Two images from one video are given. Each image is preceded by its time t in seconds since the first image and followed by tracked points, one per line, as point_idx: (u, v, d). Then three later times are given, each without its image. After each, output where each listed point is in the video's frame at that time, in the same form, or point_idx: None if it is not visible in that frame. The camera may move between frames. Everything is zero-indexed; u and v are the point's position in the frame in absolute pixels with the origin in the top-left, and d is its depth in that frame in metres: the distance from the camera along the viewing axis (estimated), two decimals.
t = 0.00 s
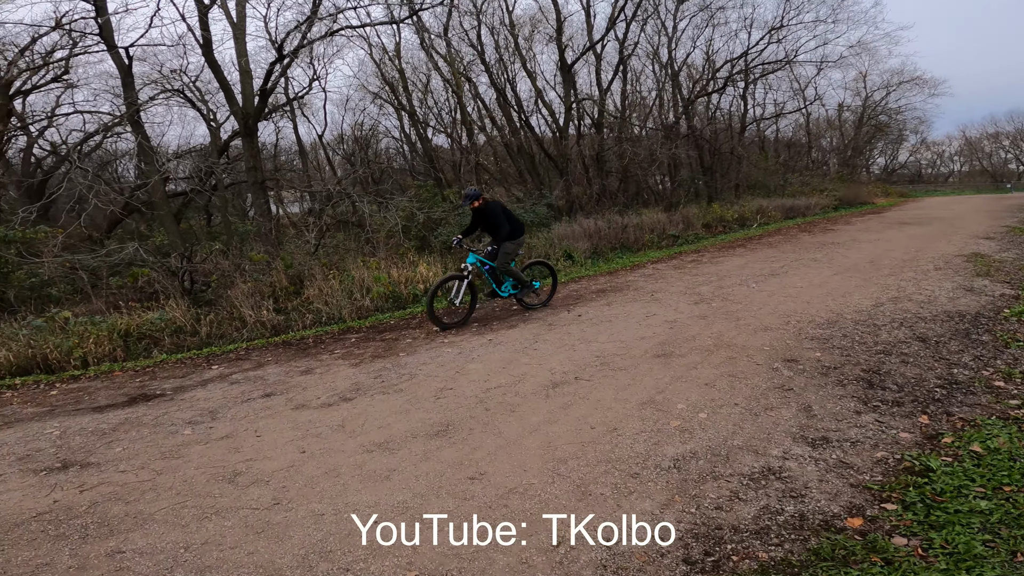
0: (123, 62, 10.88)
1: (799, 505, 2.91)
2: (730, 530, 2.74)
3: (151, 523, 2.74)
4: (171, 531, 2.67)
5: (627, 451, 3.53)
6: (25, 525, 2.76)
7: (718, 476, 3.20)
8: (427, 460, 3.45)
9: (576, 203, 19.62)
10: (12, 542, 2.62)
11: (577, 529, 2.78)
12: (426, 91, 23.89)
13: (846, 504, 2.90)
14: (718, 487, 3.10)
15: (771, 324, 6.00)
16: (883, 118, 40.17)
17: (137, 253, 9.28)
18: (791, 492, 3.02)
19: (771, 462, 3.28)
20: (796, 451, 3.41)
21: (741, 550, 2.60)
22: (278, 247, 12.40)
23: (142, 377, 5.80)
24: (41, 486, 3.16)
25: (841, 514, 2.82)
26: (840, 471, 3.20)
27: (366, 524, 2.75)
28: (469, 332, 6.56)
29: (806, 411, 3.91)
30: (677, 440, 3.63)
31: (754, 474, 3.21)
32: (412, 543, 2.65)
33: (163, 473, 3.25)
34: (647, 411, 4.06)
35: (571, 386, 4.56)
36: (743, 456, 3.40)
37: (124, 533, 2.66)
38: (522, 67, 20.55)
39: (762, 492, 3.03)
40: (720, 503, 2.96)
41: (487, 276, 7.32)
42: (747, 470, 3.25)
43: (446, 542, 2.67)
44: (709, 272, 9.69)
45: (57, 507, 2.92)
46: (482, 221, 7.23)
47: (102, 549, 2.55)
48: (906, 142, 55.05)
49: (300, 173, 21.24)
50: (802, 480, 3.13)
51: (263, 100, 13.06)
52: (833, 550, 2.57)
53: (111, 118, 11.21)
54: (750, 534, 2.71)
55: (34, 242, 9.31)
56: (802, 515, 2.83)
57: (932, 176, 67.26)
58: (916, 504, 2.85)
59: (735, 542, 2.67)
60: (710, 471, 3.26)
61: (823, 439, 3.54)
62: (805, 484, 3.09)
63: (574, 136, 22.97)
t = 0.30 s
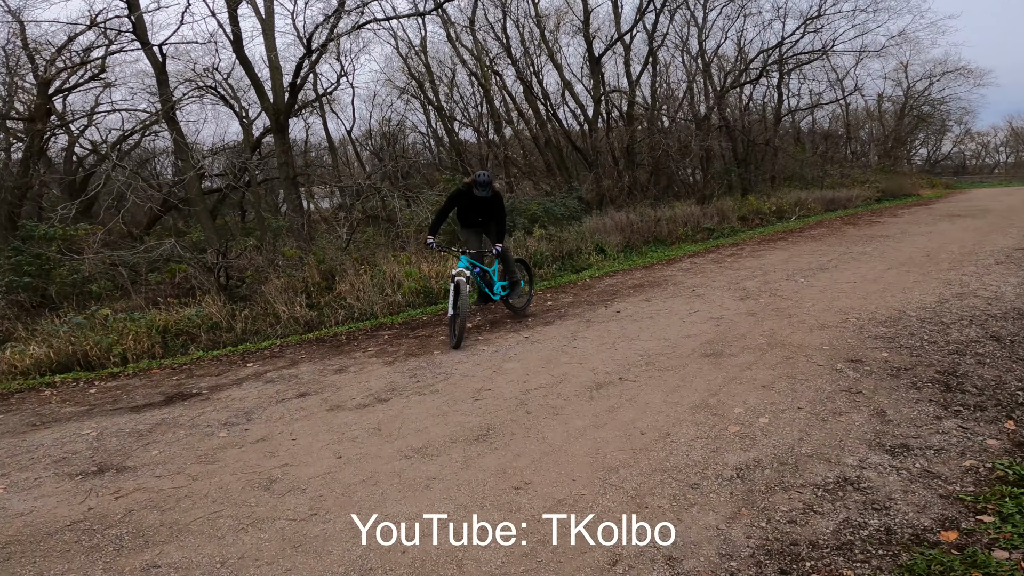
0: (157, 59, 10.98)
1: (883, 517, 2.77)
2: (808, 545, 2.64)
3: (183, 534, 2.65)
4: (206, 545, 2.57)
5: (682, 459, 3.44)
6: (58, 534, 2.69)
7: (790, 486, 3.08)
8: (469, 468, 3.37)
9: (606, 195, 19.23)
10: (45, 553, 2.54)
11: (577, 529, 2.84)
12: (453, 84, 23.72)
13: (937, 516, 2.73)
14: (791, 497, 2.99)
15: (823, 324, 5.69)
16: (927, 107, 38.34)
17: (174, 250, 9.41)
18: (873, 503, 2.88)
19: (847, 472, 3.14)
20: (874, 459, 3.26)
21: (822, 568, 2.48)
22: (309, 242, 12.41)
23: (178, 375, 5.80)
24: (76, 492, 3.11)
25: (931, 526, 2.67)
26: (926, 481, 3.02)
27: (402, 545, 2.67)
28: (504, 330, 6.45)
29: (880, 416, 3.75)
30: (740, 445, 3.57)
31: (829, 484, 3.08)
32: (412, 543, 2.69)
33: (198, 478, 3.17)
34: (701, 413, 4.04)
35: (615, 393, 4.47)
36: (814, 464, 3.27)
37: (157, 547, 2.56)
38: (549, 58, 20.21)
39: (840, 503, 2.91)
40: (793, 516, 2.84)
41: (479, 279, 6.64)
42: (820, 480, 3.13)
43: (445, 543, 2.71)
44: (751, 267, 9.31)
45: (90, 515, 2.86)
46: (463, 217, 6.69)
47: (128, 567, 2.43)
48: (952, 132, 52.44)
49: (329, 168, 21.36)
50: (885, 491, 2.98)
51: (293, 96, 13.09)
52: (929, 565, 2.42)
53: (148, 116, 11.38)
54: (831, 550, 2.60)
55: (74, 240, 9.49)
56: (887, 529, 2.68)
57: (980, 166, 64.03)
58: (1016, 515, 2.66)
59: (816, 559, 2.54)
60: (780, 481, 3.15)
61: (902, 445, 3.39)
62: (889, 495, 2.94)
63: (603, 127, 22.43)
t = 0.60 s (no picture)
0: (194, 58, 11.17)
1: (960, 520, 2.69)
2: (880, 548, 2.58)
3: (224, 535, 2.61)
4: (251, 546, 2.54)
5: (736, 461, 3.39)
6: (105, 534, 2.69)
7: (857, 489, 3.01)
8: (515, 468, 3.34)
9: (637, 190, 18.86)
10: (92, 555, 2.52)
11: (577, 529, 2.81)
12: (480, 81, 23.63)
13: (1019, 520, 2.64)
14: (858, 501, 2.92)
15: (875, 322, 5.45)
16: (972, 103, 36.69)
17: (212, 247, 9.59)
18: (949, 506, 2.80)
19: (918, 475, 3.05)
20: (946, 462, 3.15)
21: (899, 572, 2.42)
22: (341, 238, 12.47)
23: (218, 370, 5.87)
24: (123, 489, 3.12)
25: (1014, 531, 2.58)
26: (1004, 484, 2.92)
27: (452, 545, 2.64)
28: (540, 327, 6.41)
29: (949, 418, 3.60)
30: (802, 448, 3.47)
31: (901, 487, 2.99)
32: (411, 543, 2.63)
33: (241, 477, 3.14)
34: (752, 412, 3.96)
35: (659, 395, 4.32)
36: (882, 467, 3.18)
37: (203, 548, 2.53)
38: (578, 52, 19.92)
39: (914, 507, 2.83)
40: (863, 519, 2.78)
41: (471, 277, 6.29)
42: (890, 483, 3.04)
43: (446, 542, 2.66)
44: (793, 263, 9.00)
45: (136, 514, 2.84)
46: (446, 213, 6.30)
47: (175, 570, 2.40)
48: (998, 128, 50.09)
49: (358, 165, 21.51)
50: (961, 494, 2.89)
51: (325, 93, 13.18)
52: (1012, 568, 2.34)
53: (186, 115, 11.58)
54: (907, 553, 2.53)
55: (117, 237, 9.73)
56: (966, 533, 2.61)
57: None
58: None
59: (892, 563, 2.48)
60: (846, 484, 3.07)
61: (976, 448, 3.26)
62: (966, 499, 2.84)
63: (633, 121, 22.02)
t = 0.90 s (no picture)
0: (228, 58, 11.33)
1: None
2: (948, 561, 2.46)
3: (271, 541, 2.66)
4: (297, 555, 2.58)
5: (791, 471, 3.23)
6: (153, 539, 2.70)
7: (918, 500, 2.87)
8: (555, 477, 3.28)
9: (665, 192, 18.57)
10: (140, 563, 2.53)
11: (577, 528, 2.83)
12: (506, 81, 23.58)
13: None
14: (921, 513, 2.78)
15: (925, 329, 5.22)
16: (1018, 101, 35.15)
17: (247, 245, 9.70)
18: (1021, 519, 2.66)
19: (985, 487, 2.89)
20: (1014, 474, 2.98)
21: None
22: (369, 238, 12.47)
23: (254, 370, 5.91)
24: (169, 492, 3.16)
25: None
26: None
27: (472, 548, 2.68)
28: (573, 331, 6.36)
29: (1014, 429, 3.40)
30: (857, 459, 3.29)
31: (967, 499, 2.84)
32: (412, 543, 2.70)
33: (283, 481, 3.22)
34: (803, 421, 3.78)
35: (700, 402, 4.19)
36: (944, 479, 3.02)
37: (249, 557, 2.56)
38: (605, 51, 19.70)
39: (982, 519, 2.69)
40: (929, 531, 2.65)
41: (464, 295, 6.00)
42: (955, 495, 2.88)
43: (446, 542, 2.72)
44: (831, 267, 8.71)
45: (184, 518, 2.89)
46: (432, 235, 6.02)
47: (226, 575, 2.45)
48: None
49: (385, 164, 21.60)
50: None
51: (355, 93, 13.23)
52: None
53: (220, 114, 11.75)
54: (979, 566, 2.41)
55: (154, 235, 9.93)
56: None
57: None
58: None
59: None
60: (908, 495, 2.92)
61: None
62: None
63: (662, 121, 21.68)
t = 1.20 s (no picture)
0: (260, 57, 11.48)
1: None
2: None
3: (302, 550, 2.68)
4: (326, 566, 2.57)
5: (841, 486, 3.05)
6: (183, 546, 2.70)
7: (978, 517, 2.70)
8: (590, 488, 3.18)
9: (694, 192, 18.22)
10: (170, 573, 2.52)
11: (577, 529, 2.85)
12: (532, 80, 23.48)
13: None
14: (981, 531, 2.61)
15: (979, 338, 4.94)
16: None
17: (277, 243, 9.78)
18: None
19: None
20: None
21: None
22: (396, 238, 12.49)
23: (283, 369, 5.94)
24: (201, 495, 3.18)
25: None
26: None
27: (471, 547, 2.72)
28: (603, 335, 6.24)
29: None
30: (910, 473, 3.11)
31: None
32: (411, 543, 2.76)
33: (312, 487, 3.24)
34: (853, 435, 3.58)
35: (739, 412, 4.04)
36: (1006, 496, 2.84)
37: (279, 567, 2.55)
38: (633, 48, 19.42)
39: None
40: (990, 549, 2.50)
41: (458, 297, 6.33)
42: (1018, 512, 2.71)
43: (446, 542, 2.78)
44: (871, 271, 8.37)
45: (216, 523, 2.89)
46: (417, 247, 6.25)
47: None
48: None
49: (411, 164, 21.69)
50: None
51: (382, 92, 13.29)
52: None
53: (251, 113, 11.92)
54: None
55: (188, 233, 10.14)
56: None
57: None
58: None
59: None
60: (967, 511, 2.75)
61: None
62: None
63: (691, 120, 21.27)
